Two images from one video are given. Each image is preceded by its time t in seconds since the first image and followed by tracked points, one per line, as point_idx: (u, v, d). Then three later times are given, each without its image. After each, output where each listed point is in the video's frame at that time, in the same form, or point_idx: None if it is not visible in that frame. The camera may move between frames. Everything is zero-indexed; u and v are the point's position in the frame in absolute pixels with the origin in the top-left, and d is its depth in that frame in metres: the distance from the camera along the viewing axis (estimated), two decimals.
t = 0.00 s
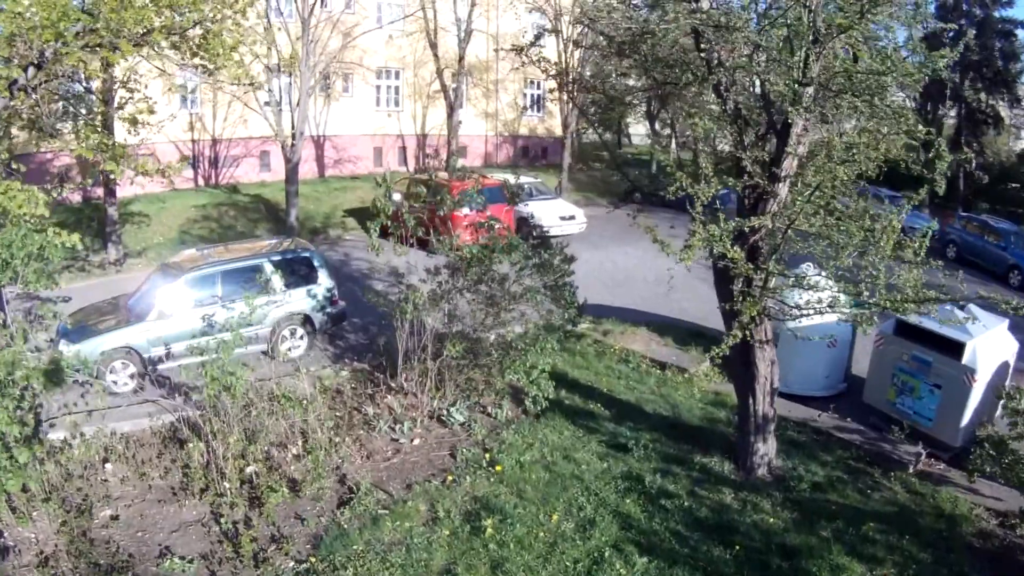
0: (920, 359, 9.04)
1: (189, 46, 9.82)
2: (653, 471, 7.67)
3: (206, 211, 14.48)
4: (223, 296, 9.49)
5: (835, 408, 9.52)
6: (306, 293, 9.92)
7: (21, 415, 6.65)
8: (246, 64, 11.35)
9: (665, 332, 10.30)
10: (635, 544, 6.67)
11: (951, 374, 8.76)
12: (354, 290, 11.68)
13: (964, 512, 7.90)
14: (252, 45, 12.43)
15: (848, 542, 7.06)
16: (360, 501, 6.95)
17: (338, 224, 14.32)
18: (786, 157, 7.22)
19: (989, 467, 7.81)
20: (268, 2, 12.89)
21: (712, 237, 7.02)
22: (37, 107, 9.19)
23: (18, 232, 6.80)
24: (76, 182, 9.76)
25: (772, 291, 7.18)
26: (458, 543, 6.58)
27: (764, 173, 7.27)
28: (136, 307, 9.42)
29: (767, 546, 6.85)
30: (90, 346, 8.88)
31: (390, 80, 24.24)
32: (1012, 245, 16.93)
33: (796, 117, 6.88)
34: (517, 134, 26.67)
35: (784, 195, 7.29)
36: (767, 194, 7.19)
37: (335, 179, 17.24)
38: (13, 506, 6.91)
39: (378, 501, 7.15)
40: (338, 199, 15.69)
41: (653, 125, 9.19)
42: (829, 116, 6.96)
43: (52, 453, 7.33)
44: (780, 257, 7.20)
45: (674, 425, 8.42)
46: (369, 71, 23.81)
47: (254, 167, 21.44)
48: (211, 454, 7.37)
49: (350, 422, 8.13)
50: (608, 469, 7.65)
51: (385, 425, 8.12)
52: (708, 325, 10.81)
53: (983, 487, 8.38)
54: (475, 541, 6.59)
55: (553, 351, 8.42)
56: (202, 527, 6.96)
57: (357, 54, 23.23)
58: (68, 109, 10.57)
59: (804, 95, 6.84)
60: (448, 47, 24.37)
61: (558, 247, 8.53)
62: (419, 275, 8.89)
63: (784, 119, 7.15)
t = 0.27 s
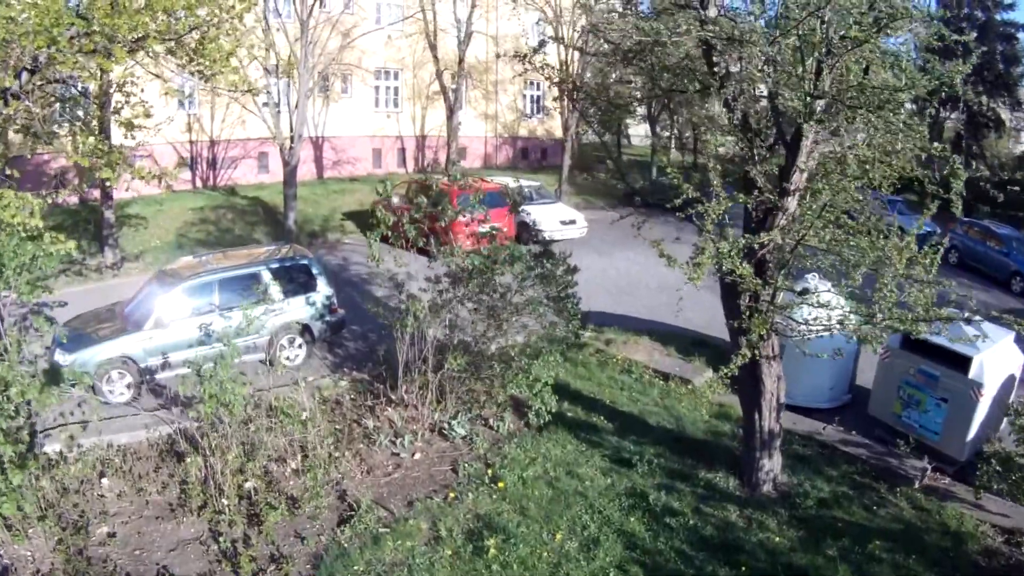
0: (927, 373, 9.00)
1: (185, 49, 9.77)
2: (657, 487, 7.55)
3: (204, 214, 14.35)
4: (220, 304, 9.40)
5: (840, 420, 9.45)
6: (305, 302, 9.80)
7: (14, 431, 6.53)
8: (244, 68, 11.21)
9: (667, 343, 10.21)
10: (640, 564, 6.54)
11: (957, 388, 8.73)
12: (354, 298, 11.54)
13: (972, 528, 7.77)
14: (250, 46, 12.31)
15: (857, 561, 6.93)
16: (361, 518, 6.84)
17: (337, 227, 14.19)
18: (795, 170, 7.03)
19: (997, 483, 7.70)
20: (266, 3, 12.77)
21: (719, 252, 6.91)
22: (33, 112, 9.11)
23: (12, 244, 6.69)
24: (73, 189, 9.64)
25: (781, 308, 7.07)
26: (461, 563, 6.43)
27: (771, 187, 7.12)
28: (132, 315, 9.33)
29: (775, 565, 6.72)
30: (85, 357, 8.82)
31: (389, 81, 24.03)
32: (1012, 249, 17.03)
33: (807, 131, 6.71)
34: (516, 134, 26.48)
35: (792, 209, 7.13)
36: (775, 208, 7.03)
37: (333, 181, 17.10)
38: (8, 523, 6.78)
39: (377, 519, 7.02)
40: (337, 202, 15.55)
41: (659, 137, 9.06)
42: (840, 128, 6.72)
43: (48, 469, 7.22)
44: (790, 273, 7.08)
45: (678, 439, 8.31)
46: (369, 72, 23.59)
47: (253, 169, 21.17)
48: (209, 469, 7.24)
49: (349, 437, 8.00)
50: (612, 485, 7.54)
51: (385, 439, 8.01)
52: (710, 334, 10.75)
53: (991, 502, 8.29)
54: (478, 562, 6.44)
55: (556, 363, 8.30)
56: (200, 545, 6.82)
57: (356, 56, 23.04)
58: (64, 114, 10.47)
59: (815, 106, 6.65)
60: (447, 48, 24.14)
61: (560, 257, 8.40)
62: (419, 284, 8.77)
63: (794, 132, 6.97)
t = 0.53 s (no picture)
0: (933, 384, 8.93)
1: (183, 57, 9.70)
2: (663, 503, 7.45)
3: (201, 219, 14.23)
4: (218, 315, 9.27)
5: (845, 431, 9.38)
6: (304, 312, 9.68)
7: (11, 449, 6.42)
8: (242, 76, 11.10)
9: (671, 352, 10.12)
10: None
11: (963, 400, 8.66)
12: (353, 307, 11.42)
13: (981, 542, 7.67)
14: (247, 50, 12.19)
15: None
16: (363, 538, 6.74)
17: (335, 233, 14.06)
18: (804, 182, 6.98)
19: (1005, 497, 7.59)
20: (263, 6, 12.66)
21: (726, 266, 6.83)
22: (29, 121, 9.03)
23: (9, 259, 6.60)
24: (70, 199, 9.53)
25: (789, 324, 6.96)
26: None
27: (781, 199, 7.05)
28: (129, 326, 9.22)
29: None
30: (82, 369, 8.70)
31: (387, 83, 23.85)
32: (1012, 253, 17.00)
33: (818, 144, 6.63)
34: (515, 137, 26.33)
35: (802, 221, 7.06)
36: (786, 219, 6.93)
37: (331, 185, 16.97)
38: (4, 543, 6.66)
39: (379, 539, 6.88)
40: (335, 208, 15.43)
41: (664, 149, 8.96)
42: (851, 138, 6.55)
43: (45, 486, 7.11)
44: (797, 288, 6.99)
45: (683, 453, 8.21)
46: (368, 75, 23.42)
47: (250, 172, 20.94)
48: (207, 488, 7.11)
49: (350, 453, 7.88)
50: (617, 501, 7.43)
51: (386, 454, 7.90)
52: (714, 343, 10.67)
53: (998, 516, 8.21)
54: None
55: (559, 377, 8.19)
56: (199, 566, 6.70)
57: (354, 58, 22.90)
58: (60, 121, 10.37)
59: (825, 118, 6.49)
60: (446, 52, 24.05)
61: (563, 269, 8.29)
62: (420, 296, 8.65)
63: (804, 144, 6.88)
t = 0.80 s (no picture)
0: (938, 396, 8.87)
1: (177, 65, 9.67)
2: (668, 519, 7.36)
3: (198, 225, 14.13)
4: (215, 326, 9.13)
5: (849, 443, 9.34)
6: (302, 322, 9.58)
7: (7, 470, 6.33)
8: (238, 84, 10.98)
9: (672, 361, 10.04)
10: None
11: (969, 412, 8.60)
12: (351, 315, 11.29)
13: (989, 556, 7.56)
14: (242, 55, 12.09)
15: None
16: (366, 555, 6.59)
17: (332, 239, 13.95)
18: (811, 195, 6.89)
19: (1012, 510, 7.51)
20: (258, 11, 12.56)
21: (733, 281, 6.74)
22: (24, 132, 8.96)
23: (5, 276, 6.50)
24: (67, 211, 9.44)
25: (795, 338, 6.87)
26: None
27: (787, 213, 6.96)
28: (126, 339, 9.10)
29: None
30: (79, 383, 8.60)
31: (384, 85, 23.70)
32: (1017, 257, 16.89)
33: (827, 160, 6.52)
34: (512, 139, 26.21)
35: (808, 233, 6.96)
36: (791, 232, 6.84)
37: (329, 191, 16.87)
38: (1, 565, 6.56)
39: (381, 558, 6.76)
40: (331, 214, 15.40)
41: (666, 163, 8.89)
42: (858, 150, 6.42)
43: (43, 505, 7.01)
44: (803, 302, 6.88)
45: (687, 467, 8.14)
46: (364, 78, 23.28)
47: (247, 177, 20.78)
48: (206, 506, 7.00)
49: (351, 469, 7.77)
50: (621, 518, 7.34)
51: (387, 470, 7.80)
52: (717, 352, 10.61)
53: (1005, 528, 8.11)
54: None
55: (561, 390, 8.09)
56: None
57: (351, 61, 22.78)
58: (57, 131, 10.31)
59: (834, 131, 6.37)
60: (443, 55, 23.87)
61: (565, 281, 8.19)
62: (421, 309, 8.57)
63: (812, 157, 6.77)
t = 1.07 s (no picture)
0: (941, 407, 8.82)
1: (174, 73, 9.49)
2: (670, 534, 7.28)
3: (196, 229, 14.04)
4: (212, 335, 9.04)
5: (851, 453, 9.28)
6: (300, 331, 9.49)
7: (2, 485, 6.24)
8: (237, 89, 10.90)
9: (673, 370, 9.97)
10: None
11: (972, 423, 8.55)
12: (349, 322, 11.20)
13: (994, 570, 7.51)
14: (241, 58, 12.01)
15: None
16: (366, 568, 6.49)
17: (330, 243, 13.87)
18: (817, 209, 6.81)
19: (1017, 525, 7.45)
20: (257, 13, 12.47)
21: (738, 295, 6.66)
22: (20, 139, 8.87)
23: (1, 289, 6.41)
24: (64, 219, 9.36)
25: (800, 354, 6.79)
26: None
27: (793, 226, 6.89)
28: (122, 347, 9.00)
29: None
30: (75, 392, 8.48)
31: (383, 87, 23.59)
32: (1016, 263, 16.96)
33: (834, 172, 6.47)
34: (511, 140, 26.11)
35: (814, 247, 6.89)
36: (797, 246, 6.76)
37: (327, 195, 16.80)
38: None
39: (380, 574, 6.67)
40: (330, 218, 15.33)
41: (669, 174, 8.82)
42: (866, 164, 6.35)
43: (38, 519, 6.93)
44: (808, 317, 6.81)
45: (689, 479, 8.07)
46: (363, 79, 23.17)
47: (245, 178, 20.66)
48: (202, 520, 6.92)
49: (350, 482, 7.69)
50: (623, 532, 7.26)
51: (387, 483, 7.71)
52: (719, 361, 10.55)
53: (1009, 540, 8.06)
54: None
55: (563, 402, 8.01)
56: None
57: (351, 63, 22.68)
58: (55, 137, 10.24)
59: (842, 145, 6.29)
60: (443, 57, 23.83)
61: (565, 292, 8.13)
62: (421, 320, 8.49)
63: (818, 170, 6.72)
